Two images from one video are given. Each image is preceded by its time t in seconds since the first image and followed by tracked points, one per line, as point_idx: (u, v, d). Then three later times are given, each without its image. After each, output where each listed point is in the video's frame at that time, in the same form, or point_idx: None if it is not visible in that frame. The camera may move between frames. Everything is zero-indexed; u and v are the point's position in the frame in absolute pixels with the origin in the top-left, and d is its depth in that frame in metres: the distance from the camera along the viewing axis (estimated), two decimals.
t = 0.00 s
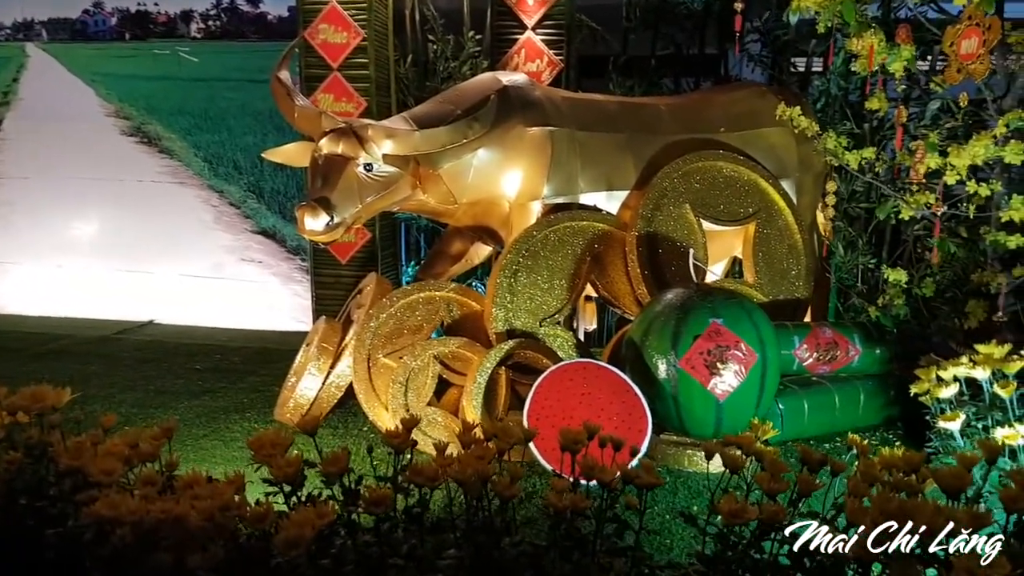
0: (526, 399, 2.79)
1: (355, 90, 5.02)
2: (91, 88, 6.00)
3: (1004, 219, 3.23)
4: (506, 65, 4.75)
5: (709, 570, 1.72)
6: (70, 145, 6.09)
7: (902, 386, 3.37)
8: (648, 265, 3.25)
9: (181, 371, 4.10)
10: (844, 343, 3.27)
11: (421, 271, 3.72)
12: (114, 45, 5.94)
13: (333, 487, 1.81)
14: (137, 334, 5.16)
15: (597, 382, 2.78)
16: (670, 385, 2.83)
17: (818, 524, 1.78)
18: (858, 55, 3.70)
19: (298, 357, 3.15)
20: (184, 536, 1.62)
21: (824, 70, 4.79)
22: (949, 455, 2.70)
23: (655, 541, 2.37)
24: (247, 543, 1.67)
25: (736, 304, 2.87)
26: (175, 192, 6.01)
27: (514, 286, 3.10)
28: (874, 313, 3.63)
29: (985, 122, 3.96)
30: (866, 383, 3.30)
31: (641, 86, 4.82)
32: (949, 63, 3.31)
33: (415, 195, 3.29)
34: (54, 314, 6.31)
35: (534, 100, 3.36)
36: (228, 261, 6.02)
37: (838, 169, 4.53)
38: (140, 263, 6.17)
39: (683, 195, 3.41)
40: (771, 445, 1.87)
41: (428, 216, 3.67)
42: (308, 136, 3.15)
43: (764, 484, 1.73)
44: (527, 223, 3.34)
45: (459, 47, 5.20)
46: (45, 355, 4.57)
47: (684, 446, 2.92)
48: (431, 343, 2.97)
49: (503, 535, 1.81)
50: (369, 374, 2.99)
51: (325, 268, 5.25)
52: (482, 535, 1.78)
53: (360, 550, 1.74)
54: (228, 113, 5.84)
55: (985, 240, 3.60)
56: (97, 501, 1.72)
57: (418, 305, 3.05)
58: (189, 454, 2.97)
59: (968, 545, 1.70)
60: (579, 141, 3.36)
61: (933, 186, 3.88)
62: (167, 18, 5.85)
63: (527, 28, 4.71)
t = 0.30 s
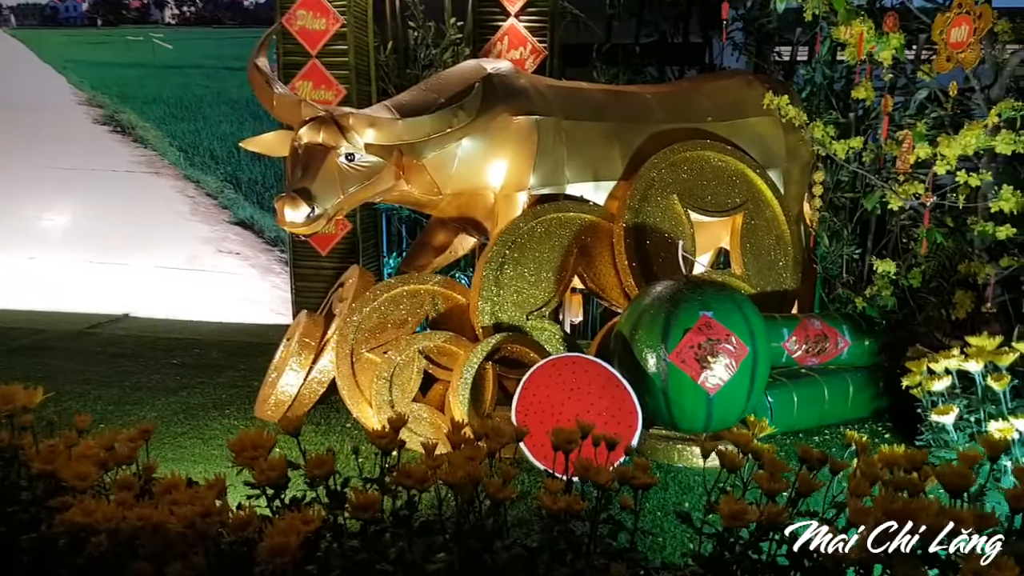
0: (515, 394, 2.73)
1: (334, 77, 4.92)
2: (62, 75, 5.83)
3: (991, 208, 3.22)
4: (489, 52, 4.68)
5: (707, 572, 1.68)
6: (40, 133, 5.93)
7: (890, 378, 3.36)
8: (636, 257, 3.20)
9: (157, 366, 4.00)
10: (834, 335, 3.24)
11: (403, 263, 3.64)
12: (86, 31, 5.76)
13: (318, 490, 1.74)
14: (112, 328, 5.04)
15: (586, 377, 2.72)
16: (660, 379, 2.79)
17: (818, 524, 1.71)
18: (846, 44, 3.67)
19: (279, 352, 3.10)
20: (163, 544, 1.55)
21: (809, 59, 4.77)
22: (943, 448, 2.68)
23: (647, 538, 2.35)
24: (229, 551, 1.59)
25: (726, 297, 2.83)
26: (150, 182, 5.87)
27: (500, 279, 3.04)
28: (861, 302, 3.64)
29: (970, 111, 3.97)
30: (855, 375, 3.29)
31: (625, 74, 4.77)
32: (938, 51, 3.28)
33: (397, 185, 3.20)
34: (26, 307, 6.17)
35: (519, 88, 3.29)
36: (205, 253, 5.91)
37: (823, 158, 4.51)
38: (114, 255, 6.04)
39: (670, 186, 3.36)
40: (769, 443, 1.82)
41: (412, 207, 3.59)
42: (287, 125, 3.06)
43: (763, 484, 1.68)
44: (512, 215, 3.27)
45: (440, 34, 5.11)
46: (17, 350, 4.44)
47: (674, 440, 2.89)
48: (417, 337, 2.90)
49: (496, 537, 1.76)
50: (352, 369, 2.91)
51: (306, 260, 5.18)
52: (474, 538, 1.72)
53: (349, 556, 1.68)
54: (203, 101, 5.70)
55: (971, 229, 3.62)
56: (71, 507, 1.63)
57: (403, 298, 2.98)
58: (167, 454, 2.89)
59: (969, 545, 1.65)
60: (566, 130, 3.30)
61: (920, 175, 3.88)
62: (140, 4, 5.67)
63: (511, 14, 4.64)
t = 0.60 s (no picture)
0: (508, 392, 2.67)
1: (318, 67, 4.81)
2: (38, 65, 5.67)
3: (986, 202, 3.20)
4: (476, 42, 4.62)
5: None
6: (15, 125, 5.77)
7: (883, 373, 3.35)
8: (629, 251, 3.15)
9: (137, 364, 3.90)
10: (828, 330, 3.21)
11: (391, 258, 3.57)
12: (66, 21, 5.54)
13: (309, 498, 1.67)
14: (91, 324, 4.93)
15: (579, 375, 2.67)
16: (655, 376, 2.74)
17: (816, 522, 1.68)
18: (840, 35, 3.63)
19: (264, 350, 3.03)
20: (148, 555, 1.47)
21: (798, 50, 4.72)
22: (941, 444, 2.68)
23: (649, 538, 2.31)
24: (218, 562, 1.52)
25: (721, 292, 2.78)
26: (129, 174, 5.73)
27: (491, 274, 2.98)
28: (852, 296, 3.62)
29: (960, 103, 3.95)
30: (849, 370, 3.26)
31: (614, 65, 4.71)
32: (932, 43, 3.25)
33: (385, 179, 3.12)
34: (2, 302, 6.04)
35: (509, 79, 3.22)
36: (186, 247, 5.79)
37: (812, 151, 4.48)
38: (93, 250, 5.91)
39: (663, 179, 3.31)
40: (773, 445, 1.78)
41: (399, 200, 3.52)
42: (271, 116, 2.96)
43: (770, 489, 1.63)
44: (502, 209, 3.20)
45: (426, 23, 5.01)
46: None
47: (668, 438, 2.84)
48: (406, 335, 2.84)
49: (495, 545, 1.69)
50: (340, 368, 2.85)
51: (289, 254, 5.09)
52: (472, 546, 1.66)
53: (342, 565, 1.61)
54: (184, 92, 5.57)
55: (963, 222, 3.60)
56: (50, 517, 1.55)
57: (391, 294, 2.91)
58: (150, 455, 2.81)
59: (968, 545, 1.60)
60: (557, 122, 3.23)
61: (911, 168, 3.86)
62: None
63: (499, 4, 4.58)
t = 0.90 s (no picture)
0: (510, 393, 2.62)
1: (308, 61, 4.71)
2: (20, 58, 5.54)
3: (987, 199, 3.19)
4: (469, 36, 4.54)
5: None
6: None
7: (883, 370, 3.34)
8: (630, 249, 3.10)
9: (126, 364, 3.82)
10: (830, 329, 3.18)
11: (385, 256, 3.50)
12: (46, 13, 5.43)
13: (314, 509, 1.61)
14: (77, 323, 4.84)
15: (582, 375, 2.63)
16: (658, 377, 2.69)
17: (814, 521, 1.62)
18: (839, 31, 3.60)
19: (257, 351, 2.97)
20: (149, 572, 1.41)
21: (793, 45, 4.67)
22: (946, 444, 2.69)
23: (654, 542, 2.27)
24: None
25: (725, 292, 2.75)
26: (114, 170, 5.62)
27: (490, 273, 2.92)
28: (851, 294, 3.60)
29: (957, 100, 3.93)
30: (850, 368, 3.25)
31: (608, 60, 4.67)
32: (933, 39, 3.22)
33: (381, 176, 3.07)
34: None
35: (507, 74, 3.16)
36: (173, 244, 5.69)
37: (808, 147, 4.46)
38: (77, 247, 5.80)
39: (663, 175, 3.26)
40: (789, 450, 1.75)
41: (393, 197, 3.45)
42: (265, 112, 2.89)
43: (789, 497, 1.60)
44: (500, 207, 3.14)
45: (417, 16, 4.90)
46: None
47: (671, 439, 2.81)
48: (403, 335, 2.78)
49: (507, 556, 1.65)
50: (337, 369, 2.79)
51: (279, 251, 5.02)
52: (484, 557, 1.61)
53: None
54: (170, 86, 5.47)
55: (961, 219, 3.58)
56: (45, 533, 1.48)
57: (389, 294, 2.85)
58: (142, 460, 2.74)
59: (968, 544, 1.52)
60: (555, 118, 3.17)
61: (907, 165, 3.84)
62: None
63: None
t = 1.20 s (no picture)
0: (516, 396, 2.58)
1: (301, 58, 4.65)
2: (5, 55, 5.43)
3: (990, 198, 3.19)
4: (465, 33, 4.47)
5: None
6: None
7: (885, 369, 3.35)
8: (633, 248, 3.07)
9: (117, 367, 3.75)
10: (833, 328, 3.17)
11: (383, 255, 3.45)
12: (32, 8, 5.32)
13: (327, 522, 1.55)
14: (65, 325, 4.74)
15: (589, 377, 2.59)
16: (666, 377, 2.66)
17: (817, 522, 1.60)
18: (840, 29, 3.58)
19: (256, 354, 2.89)
20: None
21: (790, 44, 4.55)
22: (954, 443, 2.68)
23: (668, 547, 2.24)
24: None
25: (732, 291, 2.71)
26: (102, 169, 5.52)
27: (494, 273, 2.87)
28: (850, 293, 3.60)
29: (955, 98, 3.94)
30: (853, 367, 3.24)
31: (604, 57, 4.65)
32: (935, 37, 3.20)
33: (382, 175, 3.00)
34: None
35: (508, 71, 3.11)
36: (162, 243, 5.60)
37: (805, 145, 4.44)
38: (64, 246, 5.69)
39: (665, 174, 3.23)
40: (811, 454, 1.72)
41: (392, 195, 3.39)
42: (263, 109, 2.83)
43: (815, 502, 1.57)
44: (501, 206, 3.09)
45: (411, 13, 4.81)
46: None
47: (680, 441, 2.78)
48: (405, 337, 2.72)
49: (527, 566, 1.61)
50: (338, 373, 2.73)
51: (272, 250, 4.96)
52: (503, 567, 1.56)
53: None
54: (159, 83, 5.37)
55: (961, 217, 3.57)
56: (48, 548, 1.42)
57: (390, 295, 2.80)
58: (139, 467, 2.67)
59: (968, 545, 1.51)
60: (558, 116, 3.13)
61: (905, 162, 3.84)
62: None
63: None
